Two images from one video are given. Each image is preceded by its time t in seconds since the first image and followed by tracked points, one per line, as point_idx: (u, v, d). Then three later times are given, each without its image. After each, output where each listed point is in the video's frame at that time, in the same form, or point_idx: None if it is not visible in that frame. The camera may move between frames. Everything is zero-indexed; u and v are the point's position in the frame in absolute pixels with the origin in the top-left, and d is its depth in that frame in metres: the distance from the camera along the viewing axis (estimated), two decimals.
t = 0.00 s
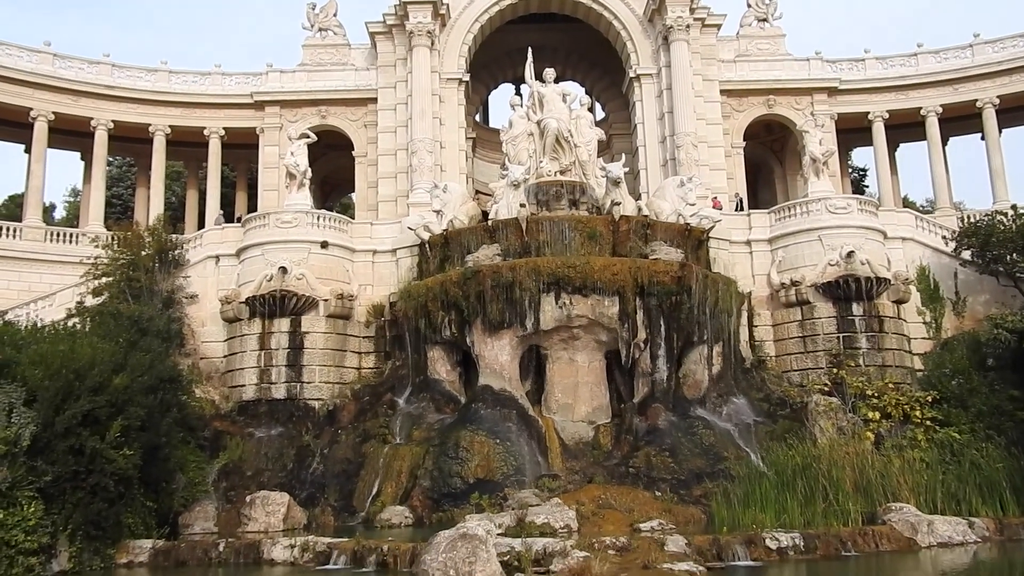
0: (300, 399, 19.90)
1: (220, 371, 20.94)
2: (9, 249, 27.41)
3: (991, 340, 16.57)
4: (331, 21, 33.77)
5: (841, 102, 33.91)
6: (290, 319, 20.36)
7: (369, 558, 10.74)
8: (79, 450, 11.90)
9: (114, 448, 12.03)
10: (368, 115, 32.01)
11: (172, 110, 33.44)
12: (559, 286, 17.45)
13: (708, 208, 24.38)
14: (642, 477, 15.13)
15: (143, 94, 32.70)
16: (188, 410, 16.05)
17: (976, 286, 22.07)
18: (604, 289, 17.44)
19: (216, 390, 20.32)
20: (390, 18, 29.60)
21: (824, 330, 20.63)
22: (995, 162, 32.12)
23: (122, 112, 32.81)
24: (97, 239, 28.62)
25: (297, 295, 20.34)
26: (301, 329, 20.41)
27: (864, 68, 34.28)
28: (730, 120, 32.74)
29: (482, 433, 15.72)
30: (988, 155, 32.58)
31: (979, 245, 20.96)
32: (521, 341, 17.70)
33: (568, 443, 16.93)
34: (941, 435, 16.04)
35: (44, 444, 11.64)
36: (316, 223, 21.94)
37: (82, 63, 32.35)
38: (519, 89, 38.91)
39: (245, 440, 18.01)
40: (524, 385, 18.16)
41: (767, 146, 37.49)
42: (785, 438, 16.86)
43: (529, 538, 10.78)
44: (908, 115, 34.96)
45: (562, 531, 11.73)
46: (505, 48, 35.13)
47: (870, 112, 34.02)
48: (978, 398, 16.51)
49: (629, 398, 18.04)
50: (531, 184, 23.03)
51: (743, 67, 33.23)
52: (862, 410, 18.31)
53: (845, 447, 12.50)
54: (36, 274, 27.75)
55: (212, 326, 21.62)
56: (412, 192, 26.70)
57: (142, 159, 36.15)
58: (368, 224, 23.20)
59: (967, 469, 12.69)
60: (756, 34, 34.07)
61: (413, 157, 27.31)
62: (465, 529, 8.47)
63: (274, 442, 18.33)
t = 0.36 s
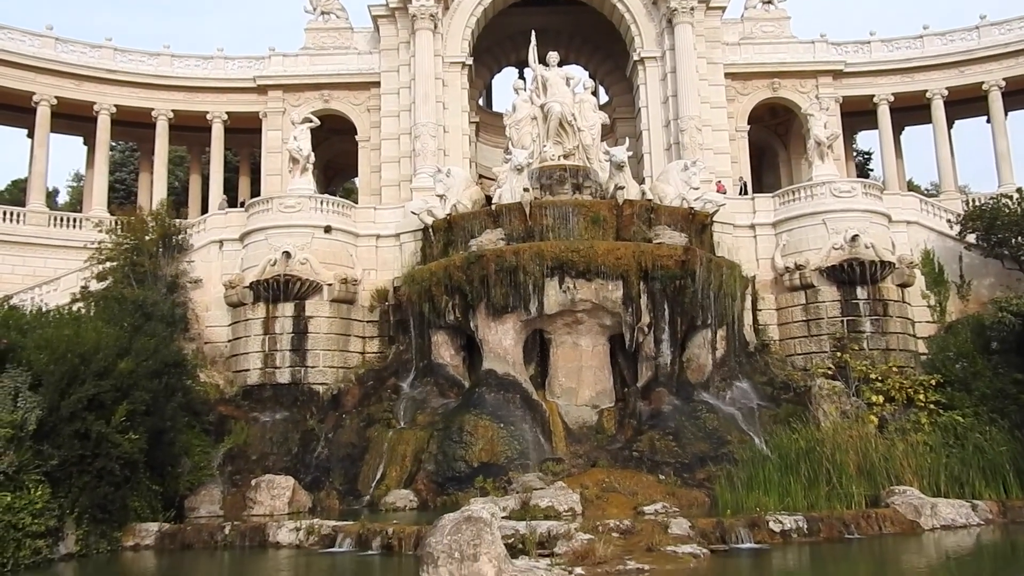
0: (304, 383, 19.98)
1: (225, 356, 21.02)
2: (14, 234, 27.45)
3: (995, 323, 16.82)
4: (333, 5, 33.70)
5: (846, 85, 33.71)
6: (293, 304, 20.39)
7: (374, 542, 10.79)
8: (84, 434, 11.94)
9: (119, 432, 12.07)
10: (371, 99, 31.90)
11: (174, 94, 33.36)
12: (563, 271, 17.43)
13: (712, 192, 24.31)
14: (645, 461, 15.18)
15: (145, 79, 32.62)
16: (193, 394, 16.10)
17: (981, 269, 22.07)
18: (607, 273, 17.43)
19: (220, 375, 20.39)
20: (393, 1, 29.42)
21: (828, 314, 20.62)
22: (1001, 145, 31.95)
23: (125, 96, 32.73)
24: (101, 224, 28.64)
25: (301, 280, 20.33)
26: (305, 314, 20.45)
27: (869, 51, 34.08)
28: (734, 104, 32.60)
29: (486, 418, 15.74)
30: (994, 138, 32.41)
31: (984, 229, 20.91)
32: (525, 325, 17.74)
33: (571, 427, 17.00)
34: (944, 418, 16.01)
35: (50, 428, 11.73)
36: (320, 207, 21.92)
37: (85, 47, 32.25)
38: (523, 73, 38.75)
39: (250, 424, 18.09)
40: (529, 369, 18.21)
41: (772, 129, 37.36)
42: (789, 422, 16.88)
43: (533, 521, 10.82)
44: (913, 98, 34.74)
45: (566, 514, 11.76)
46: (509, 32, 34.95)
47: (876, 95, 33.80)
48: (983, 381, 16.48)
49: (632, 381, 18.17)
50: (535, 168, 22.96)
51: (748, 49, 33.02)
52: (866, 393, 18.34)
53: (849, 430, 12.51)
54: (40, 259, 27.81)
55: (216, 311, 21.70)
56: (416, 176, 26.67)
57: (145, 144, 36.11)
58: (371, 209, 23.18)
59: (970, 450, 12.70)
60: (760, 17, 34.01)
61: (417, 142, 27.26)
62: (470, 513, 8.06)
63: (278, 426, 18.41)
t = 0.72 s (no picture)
0: (307, 369, 20.02)
1: (227, 342, 21.05)
2: (16, 220, 27.44)
3: (997, 310, 16.76)
4: None
5: (850, 71, 33.54)
6: (296, 291, 20.41)
7: (377, 528, 10.82)
8: (88, 419, 11.95)
9: (122, 417, 12.08)
10: (373, 85, 31.80)
11: (176, 80, 33.26)
12: (565, 258, 17.41)
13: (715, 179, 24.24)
14: (647, 448, 15.20)
15: (147, 64, 32.51)
16: (196, 380, 16.12)
17: (984, 257, 22.00)
18: (610, 260, 17.41)
19: (223, 361, 20.44)
20: None
21: (831, 301, 20.61)
22: (1006, 132, 31.80)
23: (127, 82, 32.63)
24: (103, 210, 28.63)
25: (303, 266, 20.34)
26: (307, 300, 20.47)
27: (873, 37, 33.86)
28: (738, 90, 32.47)
29: (489, 404, 15.76)
30: (998, 125, 32.26)
31: (988, 217, 20.86)
32: (528, 312, 17.76)
33: (574, 414, 17.03)
34: (946, 405, 16.02)
35: (54, 413, 11.76)
36: (322, 194, 21.89)
37: (86, 32, 32.12)
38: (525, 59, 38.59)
39: (252, 410, 18.13)
40: (531, 356, 18.28)
41: (775, 116, 37.16)
42: (791, 408, 16.90)
43: (535, 507, 10.86)
44: (918, 84, 34.56)
45: (568, 501, 11.80)
46: (512, 18, 34.79)
47: (880, 81, 33.64)
48: (985, 369, 16.47)
49: (634, 368, 18.22)
50: (537, 155, 22.90)
51: (752, 35, 32.87)
52: (868, 381, 18.34)
53: (851, 418, 12.51)
54: (43, 244, 27.81)
55: (218, 298, 21.72)
56: (418, 163, 26.62)
57: (147, 130, 36.05)
58: (373, 195, 23.15)
59: (971, 437, 12.72)
60: (765, 2, 34.07)
61: (419, 128, 27.20)
62: (472, 497, 8.04)
63: (281, 412, 18.44)
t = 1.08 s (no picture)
0: (309, 360, 20.03)
1: (229, 334, 21.06)
2: (17, 212, 27.44)
3: (1001, 301, 16.82)
4: None
5: (853, 61, 33.46)
6: (298, 282, 20.42)
7: (380, 518, 10.84)
8: (91, 410, 11.98)
9: (125, 409, 12.09)
10: (375, 76, 31.75)
11: (176, 71, 33.19)
12: (566, 248, 17.40)
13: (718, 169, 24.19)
14: (649, 438, 15.20)
15: (147, 55, 32.45)
16: (198, 371, 16.13)
17: (986, 248, 21.94)
18: (612, 251, 17.40)
19: (225, 352, 20.47)
20: None
21: (833, 292, 20.60)
22: (1009, 122, 31.68)
23: (127, 73, 32.57)
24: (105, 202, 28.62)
25: (305, 258, 20.34)
26: (309, 292, 20.48)
27: (876, 27, 33.68)
28: (740, 80, 32.38)
29: (490, 395, 15.76)
30: (1002, 114, 32.14)
31: (991, 207, 20.83)
32: (529, 303, 17.76)
33: (576, 405, 17.04)
34: (948, 395, 16.01)
35: (57, 404, 11.80)
36: (323, 185, 21.86)
37: (86, 24, 32.03)
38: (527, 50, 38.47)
39: (255, 401, 18.16)
40: (532, 347, 18.34)
41: (778, 105, 36.98)
42: (793, 398, 16.91)
43: (538, 497, 10.88)
44: (921, 74, 34.42)
45: (570, 491, 11.83)
46: (513, 8, 34.68)
47: (882, 71, 33.57)
48: (987, 359, 16.46)
49: (636, 359, 18.26)
50: (539, 146, 22.85)
51: (754, 25, 32.77)
52: (870, 371, 18.33)
53: (853, 408, 12.50)
54: (44, 237, 27.82)
55: (220, 289, 21.74)
56: (420, 154, 26.59)
57: (148, 122, 36.00)
58: (374, 186, 23.13)
59: (974, 427, 12.70)
60: None
61: (420, 119, 27.14)
62: (475, 487, 7.94)
63: (283, 403, 18.46)
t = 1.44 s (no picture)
0: (312, 348, 20.07)
1: (233, 321, 21.11)
2: (20, 201, 27.47)
3: (1004, 287, 16.75)
4: None
5: (857, 47, 33.29)
6: (301, 270, 20.45)
7: (384, 504, 10.90)
8: (96, 399, 12.04)
9: (129, 397, 12.14)
10: (377, 63, 31.66)
11: (178, 59, 33.11)
12: (569, 235, 17.38)
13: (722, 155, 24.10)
14: (652, 425, 15.24)
15: (148, 43, 32.35)
16: (201, 359, 16.16)
17: (991, 233, 21.93)
18: (615, 238, 17.38)
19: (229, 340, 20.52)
20: None
21: (836, 278, 20.58)
22: (1015, 107, 31.53)
23: (128, 61, 32.49)
24: (107, 191, 28.63)
25: (308, 245, 20.34)
26: (312, 280, 20.51)
27: (881, 12, 33.38)
28: (744, 66, 32.28)
29: (494, 381, 15.79)
30: (1007, 100, 31.98)
31: (996, 193, 20.78)
32: (533, 289, 17.77)
33: (579, 391, 17.08)
34: (952, 381, 16.01)
35: (62, 392, 11.85)
36: (326, 172, 21.84)
37: (87, 12, 31.85)
38: (529, 36, 38.31)
39: (259, 388, 18.22)
40: (535, 333, 18.38)
41: (781, 91, 36.87)
42: (795, 385, 16.93)
43: (541, 483, 10.92)
44: (926, 59, 34.24)
45: (573, 477, 11.88)
46: None
47: (886, 56, 33.38)
48: (990, 345, 16.44)
49: (639, 345, 18.29)
50: (541, 133, 22.81)
51: (758, 10, 32.58)
52: (873, 357, 18.31)
53: (856, 394, 12.50)
54: (48, 225, 27.87)
55: (223, 277, 21.77)
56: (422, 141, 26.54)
57: (149, 110, 35.95)
58: (377, 173, 23.09)
59: (978, 414, 12.71)
60: None
61: (422, 106, 27.09)
62: (478, 473, 7.96)
63: (287, 390, 18.52)
